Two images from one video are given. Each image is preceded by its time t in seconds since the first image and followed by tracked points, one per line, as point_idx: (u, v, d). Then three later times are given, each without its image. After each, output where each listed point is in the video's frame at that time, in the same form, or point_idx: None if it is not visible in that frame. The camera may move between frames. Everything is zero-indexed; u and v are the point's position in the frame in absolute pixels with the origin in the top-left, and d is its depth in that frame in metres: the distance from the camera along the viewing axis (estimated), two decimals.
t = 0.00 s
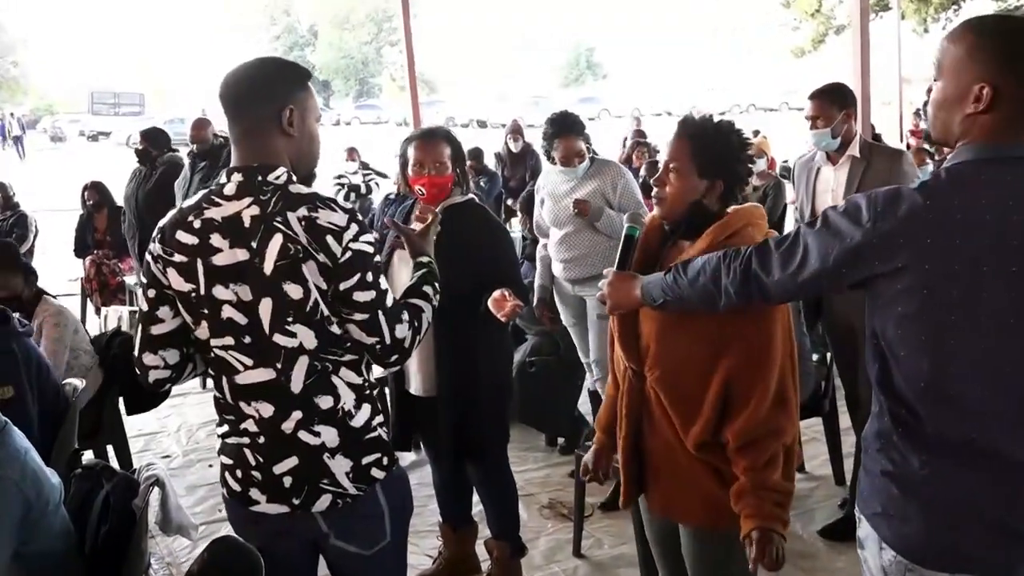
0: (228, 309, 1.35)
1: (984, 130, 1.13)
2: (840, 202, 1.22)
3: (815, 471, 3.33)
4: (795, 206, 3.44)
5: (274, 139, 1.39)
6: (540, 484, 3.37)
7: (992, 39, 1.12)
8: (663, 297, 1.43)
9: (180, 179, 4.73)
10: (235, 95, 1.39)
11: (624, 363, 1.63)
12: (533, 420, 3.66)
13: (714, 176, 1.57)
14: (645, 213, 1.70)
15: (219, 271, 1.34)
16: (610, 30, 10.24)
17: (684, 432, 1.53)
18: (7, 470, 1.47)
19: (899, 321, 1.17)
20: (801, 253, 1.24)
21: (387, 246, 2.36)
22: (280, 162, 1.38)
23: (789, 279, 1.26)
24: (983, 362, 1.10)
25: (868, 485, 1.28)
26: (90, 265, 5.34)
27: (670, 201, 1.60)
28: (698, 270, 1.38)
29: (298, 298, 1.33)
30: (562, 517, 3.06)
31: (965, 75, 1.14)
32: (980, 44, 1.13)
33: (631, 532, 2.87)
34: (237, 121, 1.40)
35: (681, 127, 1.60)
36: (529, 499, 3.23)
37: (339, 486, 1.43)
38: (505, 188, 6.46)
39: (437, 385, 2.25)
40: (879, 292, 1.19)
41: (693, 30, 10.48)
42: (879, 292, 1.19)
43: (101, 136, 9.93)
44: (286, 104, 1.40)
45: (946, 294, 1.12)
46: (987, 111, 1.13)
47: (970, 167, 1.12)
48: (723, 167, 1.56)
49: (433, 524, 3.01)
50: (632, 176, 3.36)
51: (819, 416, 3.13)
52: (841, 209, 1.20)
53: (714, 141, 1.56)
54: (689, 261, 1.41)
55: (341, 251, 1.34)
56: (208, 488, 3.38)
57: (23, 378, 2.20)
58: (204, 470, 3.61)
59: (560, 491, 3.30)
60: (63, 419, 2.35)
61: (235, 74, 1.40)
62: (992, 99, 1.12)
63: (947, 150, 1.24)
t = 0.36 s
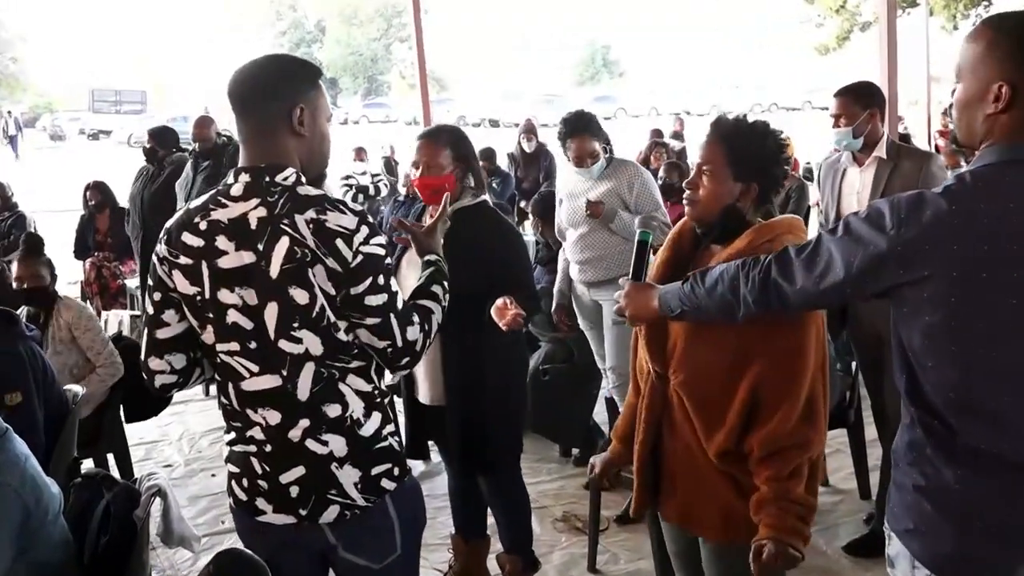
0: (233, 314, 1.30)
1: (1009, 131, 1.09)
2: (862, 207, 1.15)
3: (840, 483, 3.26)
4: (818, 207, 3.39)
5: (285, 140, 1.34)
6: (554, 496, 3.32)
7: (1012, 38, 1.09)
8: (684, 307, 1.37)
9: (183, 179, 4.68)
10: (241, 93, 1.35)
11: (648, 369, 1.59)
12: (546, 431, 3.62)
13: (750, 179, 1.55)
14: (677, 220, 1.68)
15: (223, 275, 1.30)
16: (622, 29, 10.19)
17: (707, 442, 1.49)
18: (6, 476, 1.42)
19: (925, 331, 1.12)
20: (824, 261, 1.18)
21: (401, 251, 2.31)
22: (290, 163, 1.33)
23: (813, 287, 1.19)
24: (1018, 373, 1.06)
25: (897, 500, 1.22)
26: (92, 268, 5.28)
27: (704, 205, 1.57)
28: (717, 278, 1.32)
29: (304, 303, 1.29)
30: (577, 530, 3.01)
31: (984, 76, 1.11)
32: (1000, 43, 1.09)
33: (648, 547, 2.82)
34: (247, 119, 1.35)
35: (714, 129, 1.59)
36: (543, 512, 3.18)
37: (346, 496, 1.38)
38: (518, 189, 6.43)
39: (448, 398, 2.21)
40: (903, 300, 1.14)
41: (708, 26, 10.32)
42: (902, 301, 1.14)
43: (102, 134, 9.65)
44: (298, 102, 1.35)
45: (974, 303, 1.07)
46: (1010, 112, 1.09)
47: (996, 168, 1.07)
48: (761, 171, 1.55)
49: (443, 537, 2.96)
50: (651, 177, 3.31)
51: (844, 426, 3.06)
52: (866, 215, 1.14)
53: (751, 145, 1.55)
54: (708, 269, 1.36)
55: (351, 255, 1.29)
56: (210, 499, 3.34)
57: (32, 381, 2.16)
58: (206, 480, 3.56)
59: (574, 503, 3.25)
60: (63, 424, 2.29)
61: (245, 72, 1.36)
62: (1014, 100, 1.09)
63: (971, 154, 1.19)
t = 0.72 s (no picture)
0: (235, 317, 1.26)
1: None
2: (879, 209, 1.10)
3: (859, 494, 3.20)
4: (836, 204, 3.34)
5: (285, 137, 1.29)
6: (561, 507, 3.27)
7: None
8: (696, 314, 1.33)
9: (176, 178, 4.63)
10: (239, 90, 1.30)
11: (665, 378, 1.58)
12: (551, 436, 3.55)
13: (761, 177, 1.50)
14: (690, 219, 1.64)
15: (224, 277, 1.25)
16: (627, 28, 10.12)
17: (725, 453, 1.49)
18: None
19: (946, 337, 1.06)
20: (842, 266, 1.13)
21: (405, 244, 2.27)
22: (291, 161, 1.29)
23: (830, 293, 1.14)
24: None
25: (917, 510, 1.17)
26: (84, 270, 5.21)
27: (715, 206, 1.54)
28: (731, 283, 1.27)
29: (308, 305, 1.24)
30: (584, 542, 2.96)
31: (1006, 69, 1.06)
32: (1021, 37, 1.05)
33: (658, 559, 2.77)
34: (244, 114, 1.30)
35: (723, 126, 1.54)
36: (549, 523, 3.13)
37: (351, 504, 1.33)
38: (523, 188, 6.40)
39: (435, 407, 2.18)
40: (924, 306, 1.08)
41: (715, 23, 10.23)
42: (923, 305, 1.08)
43: (93, 131, 9.82)
44: (298, 99, 1.30)
45: (998, 309, 1.02)
46: None
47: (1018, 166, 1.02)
48: (768, 168, 1.50)
49: (446, 549, 2.91)
50: (660, 177, 3.25)
51: (863, 434, 2.99)
52: (884, 217, 1.08)
53: (761, 142, 1.50)
54: (720, 273, 1.31)
55: (358, 254, 1.25)
56: (205, 509, 3.29)
57: (17, 386, 2.13)
58: (201, 489, 3.52)
59: (581, 515, 3.20)
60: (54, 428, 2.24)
61: (242, 65, 1.31)
62: None
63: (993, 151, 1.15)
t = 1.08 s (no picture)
0: (233, 314, 1.21)
1: None
2: (889, 203, 1.05)
3: (871, 499, 3.15)
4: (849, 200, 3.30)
5: (291, 128, 1.26)
6: (564, 512, 3.23)
7: None
8: (702, 307, 1.28)
9: (163, 172, 4.57)
10: (235, 77, 1.25)
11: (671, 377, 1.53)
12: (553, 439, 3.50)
13: (773, 168, 1.46)
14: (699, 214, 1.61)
15: (224, 272, 1.20)
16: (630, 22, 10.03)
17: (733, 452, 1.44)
18: None
19: (955, 335, 1.01)
20: (849, 261, 1.08)
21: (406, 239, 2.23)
22: (289, 154, 1.24)
23: (838, 289, 1.09)
24: None
25: (927, 514, 1.11)
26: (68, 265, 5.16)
27: (723, 193, 1.49)
28: (737, 276, 1.22)
29: (310, 303, 1.20)
30: (589, 549, 2.92)
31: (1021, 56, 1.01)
32: None
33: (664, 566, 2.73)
34: (241, 104, 1.25)
35: (738, 114, 1.49)
36: (552, 529, 3.09)
37: (351, 507, 1.28)
38: (526, 181, 6.37)
39: (419, 406, 2.14)
40: (931, 303, 1.03)
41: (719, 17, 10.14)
42: (931, 304, 1.03)
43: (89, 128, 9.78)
44: (293, 92, 1.26)
45: (1009, 307, 0.97)
46: None
47: None
48: (785, 161, 1.46)
49: (446, 556, 2.87)
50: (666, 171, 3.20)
51: (876, 437, 2.96)
52: (893, 212, 1.03)
53: (775, 133, 1.46)
54: (727, 266, 1.26)
55: (364, 249, 1.22)
56: (195, 514, 3.25)
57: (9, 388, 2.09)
58: (191, 493, 3.47)
59: (583, 520, 3.16)
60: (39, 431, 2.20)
61: (236, 52, 1.26)
62: None
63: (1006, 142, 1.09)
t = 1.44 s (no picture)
0: (235, 326, 1.18)
1: None
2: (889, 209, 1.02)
3: (881, 512, 3.12)
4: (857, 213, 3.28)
5: (290, 137, 1.24)
6: (570, 527, 3.20)
7: None
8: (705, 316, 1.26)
9: (156, 184, 4.54)
10: (226, 86, 1.22)
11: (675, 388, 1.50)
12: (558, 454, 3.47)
13: (782, 179, 1.44)
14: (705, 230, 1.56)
15: (226, 284, 1.17)
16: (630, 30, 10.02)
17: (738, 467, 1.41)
18: None
19: (958, 342, 0.98)
20: (850, 268, 1.04)
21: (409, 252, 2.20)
22: (286, 163, 1.22)
23: (840, 295, 1.06)
24: None
25: (934, 527, 1.07)
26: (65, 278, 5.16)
27: (731, 213, 1.46)
28: (739, 284, 1.19)
29: (316, 312, 1.18)
30: (596, 565, 2.89)
31: None
32: None
33: None
34: (235, 115, 1.23)
35: (742, 126, 1.47)
36: (556, 544, 3.06)
37: (357, 519, 1.25)
38: (528, 189, 6.37)
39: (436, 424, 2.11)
40: (933, 310, 1.00)
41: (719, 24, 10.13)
42: (933, 310, 1.00)
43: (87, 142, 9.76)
44: (288, 99, 1.23)
45: (1013, 313, 0.94)
46: None
47: None
48: (790, 171, 1.44)
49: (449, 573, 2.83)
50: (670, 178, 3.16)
51: (885, 449, 2.93)
52: (892, 217, 1.00)
53: (781, 144, 1.44)
54: (729, 273, 1.23)
55: (361, 256, 1.19)
56: (193, 531, 3.21)
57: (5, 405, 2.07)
58: (188, 510, 3.44)
59: (588, 535, 3.12)
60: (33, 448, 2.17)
61: (231, 59, 1.23)
62: None
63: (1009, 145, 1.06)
